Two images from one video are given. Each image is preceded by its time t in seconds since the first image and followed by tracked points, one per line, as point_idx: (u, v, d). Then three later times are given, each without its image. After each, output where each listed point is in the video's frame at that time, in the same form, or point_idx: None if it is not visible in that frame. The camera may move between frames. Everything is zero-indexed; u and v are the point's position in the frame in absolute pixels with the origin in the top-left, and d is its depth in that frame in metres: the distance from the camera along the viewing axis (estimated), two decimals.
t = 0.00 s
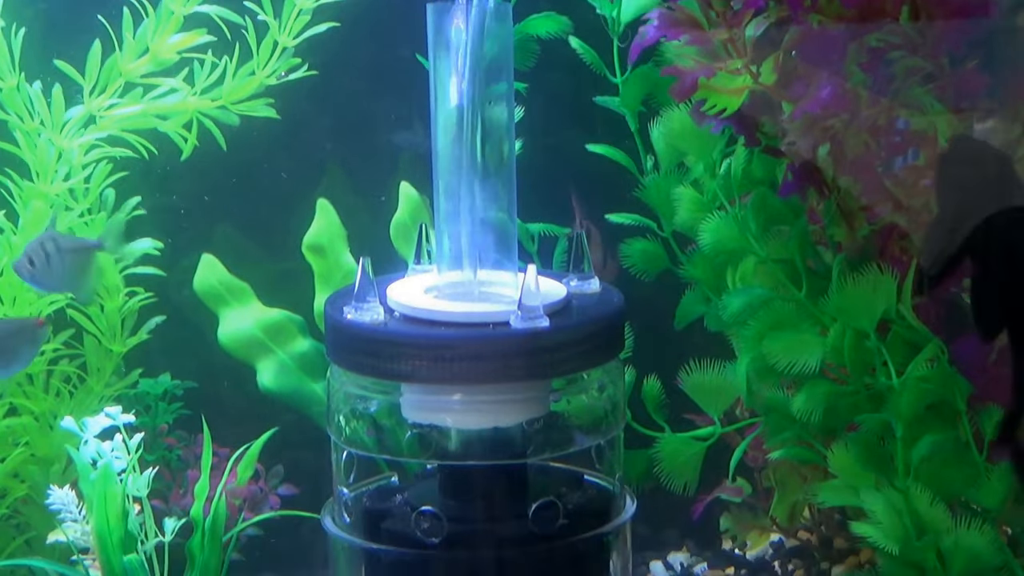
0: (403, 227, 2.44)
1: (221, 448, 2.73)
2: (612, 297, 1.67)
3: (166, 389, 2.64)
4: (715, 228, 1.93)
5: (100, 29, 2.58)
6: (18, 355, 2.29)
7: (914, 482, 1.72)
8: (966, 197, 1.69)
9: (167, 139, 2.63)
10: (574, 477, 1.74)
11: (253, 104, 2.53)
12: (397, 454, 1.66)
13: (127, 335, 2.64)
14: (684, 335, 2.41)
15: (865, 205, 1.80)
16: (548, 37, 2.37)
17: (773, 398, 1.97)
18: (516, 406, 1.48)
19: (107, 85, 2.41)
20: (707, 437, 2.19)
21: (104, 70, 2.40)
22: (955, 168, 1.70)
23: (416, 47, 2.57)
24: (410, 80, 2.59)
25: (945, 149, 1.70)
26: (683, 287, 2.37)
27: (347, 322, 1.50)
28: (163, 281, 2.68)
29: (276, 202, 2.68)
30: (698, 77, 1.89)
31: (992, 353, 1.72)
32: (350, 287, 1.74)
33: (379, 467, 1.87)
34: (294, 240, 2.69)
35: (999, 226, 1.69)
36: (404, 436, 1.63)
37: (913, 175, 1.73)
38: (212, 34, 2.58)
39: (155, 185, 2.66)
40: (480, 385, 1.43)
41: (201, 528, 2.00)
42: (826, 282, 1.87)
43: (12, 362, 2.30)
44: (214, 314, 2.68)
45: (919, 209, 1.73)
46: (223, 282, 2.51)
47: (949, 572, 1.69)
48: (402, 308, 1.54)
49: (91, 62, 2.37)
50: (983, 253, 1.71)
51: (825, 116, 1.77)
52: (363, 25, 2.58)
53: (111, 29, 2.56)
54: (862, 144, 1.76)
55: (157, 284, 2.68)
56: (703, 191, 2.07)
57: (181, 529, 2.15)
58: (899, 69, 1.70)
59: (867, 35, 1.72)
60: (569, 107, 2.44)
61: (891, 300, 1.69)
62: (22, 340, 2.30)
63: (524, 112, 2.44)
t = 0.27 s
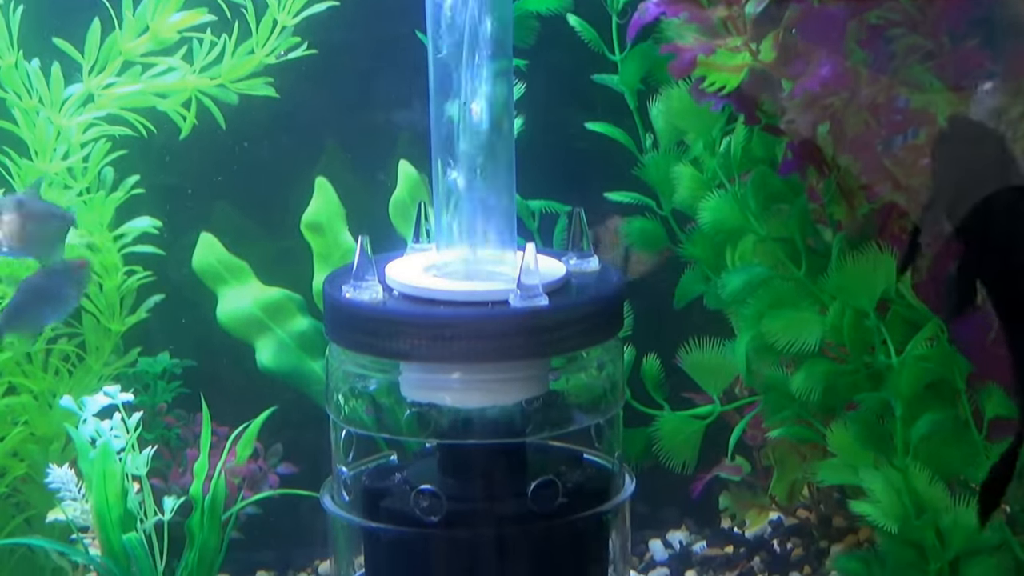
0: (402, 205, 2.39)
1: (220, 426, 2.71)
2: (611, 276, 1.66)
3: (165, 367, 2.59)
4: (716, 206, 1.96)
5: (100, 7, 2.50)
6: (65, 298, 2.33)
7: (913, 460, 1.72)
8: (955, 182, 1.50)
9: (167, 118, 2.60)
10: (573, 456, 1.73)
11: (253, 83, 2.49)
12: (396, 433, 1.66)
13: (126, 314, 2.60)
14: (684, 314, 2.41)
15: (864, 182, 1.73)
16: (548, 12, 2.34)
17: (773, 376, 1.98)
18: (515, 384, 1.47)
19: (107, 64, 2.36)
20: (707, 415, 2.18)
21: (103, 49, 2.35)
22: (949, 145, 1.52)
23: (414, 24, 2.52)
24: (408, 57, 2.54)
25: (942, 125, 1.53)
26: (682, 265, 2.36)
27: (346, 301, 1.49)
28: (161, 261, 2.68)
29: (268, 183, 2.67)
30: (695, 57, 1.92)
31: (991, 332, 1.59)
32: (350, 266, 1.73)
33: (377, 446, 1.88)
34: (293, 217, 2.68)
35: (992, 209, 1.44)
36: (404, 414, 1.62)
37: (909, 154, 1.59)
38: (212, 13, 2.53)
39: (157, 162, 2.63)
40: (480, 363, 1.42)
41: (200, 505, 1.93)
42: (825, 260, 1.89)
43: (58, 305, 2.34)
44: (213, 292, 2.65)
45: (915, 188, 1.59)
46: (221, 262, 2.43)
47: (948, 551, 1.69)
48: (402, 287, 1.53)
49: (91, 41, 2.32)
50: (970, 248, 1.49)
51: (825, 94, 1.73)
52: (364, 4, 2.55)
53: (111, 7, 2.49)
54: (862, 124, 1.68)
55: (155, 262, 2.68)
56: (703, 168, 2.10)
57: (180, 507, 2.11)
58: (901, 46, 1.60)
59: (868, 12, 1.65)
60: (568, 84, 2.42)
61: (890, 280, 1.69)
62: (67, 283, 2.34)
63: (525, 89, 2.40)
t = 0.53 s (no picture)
0: (401, 184, 2.36)
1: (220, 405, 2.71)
2: (611, 256, 1.65)
3: (164, 348, 2.52)
4: (715, 185, 1.94)
5: None
6: (112, 245, 2.21)
7: (912, 442, 1.72)
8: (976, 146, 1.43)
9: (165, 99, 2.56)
10: (572, 437, 1.73)
11: (251, 63, 2.44)
12: (396, 413, 1.65)
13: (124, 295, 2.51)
14: (683, 295, 2.42)
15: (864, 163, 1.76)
16: None
17: (772, 357, 1.97)
18: (514, 365, 1.47)
19: (106, 43, 2.31)
20: (707, 396, 2.17)
21: (102, 29, 2.31)
22: (959, 121, 1.48)
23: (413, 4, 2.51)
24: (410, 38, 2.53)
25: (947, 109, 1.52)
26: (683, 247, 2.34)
27: (345, 282, 1.49)
28: (158, 241, 2.65)
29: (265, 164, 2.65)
30: (697, 33, 1.90)
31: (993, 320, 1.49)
32: (348, 247, 1.72)
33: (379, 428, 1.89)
34: (292, 198, 2.66)
35: (994, 193, 1.34)
36: (403, 394, 1.62)
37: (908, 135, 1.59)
38: None
39: (152, 143, 2.60)
40: (479, 344, 1.41)
41: (201, 486, 1.88)
42: (825, 241, 1.91)
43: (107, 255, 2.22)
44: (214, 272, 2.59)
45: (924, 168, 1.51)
46: (220, 242, 2.41)
47: (948, 531, 1.72)
48: (400, 268, 1.52)
49: (88, 20, 2.28)
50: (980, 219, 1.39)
51: (825, 74, 1.75)
52: None
53: None
54: (862, 104, 1.70)
55: (153, 242, 2.65)
56: (704, 149, 2.08)
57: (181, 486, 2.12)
58: (903, 27, 1.66)
59: None
60: (568, 65, 2.40)
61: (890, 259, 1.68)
62: (114, 231, 2.22)
63: (524, 70, 2.38)
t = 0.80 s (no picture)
0: (400, 163, 2.35)
1: (220, 386, 2.67)
2: (611, 236, 1.64)
3: (164, 328, 2.45)
4: (715, 164, 1.93)
5: None
6: (156, 198, 2.27)
7: (912, 421, 1.72)
8: (981, 134, 1.40)
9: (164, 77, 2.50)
10: (571, 417, 1.73)
11: (249, 41, 2.41)
12: (395, 393, 1.64)
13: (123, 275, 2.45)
14: (685, 274, 2.42)
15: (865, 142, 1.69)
16: None
17: (772, 337, 1.97)
18: (514, 345, 1.46)
19: (103, 22, 2.27)
20: (708, 375, 2.16)
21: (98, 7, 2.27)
22: (963, 105, 1.44)
23: None
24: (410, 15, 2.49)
25: (951, 87, 1.47)
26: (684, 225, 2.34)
27: (345, 261, 1.48)
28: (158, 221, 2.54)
29: (265, 142, 2.60)
30: (698, 11, 1.90)
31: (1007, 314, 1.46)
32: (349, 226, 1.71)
33: (376, 407, 1.92)
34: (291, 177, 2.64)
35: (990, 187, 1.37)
36: (403, 374, 1.61)
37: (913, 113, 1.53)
38: None
39: (150, 122, 2.53)
40: (479, 323, 1.41)
41: (201, 465, 1.88)
42: (827, 220, 1.91)
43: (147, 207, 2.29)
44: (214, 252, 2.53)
45: (922, 156, 1.46)
46: (219, 221, 2.36)
47: (946, 511, 1.73)
48: (400, 247, 1.51)
49: None
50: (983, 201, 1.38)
51: (829, 52, 1.72)
52: None
53: None
54: (864, 82, 1.66)
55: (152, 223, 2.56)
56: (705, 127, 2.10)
57: (181, 466, 2.12)
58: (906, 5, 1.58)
59: None
60: (570, 42, 2.37)
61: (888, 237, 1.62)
62: (157, 182, 2.29)
63: (525, 48, 2.35)
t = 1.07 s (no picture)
0: (399, 140, 2.32)
1: (220, 361, 2.63)
2: (611, 214, 1.62)
3: (162, 307, 2.37)
4: (716, 140, 1.91)
5: None
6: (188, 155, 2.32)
7: (912, 399, 1.73)
8: (981, 112, 1.46)
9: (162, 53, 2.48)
10: (570, 394, 1.73)
11: (246, 18, 2.37)
12: (394, 370, 1.67)
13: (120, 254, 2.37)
14: (684, 252, 2.41)
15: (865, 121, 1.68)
16: None
17: (772, 315, 1.96)
18: (513, 323, 1.46)
19: None
20: (708, 353, 2.15)
21: None
22: (966, 80, 1.47)
23: None
24: None
25: (955, 64, 1.49)
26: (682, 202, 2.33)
27: (343, 239, 1.46)
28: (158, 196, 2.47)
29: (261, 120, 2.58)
30: None
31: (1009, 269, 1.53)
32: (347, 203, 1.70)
33: (374, 385, 1.93)
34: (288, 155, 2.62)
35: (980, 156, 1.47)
36: (402, 352, 1.65)
37: (915, 90, 1.53)
38: None
39: (149, 99, 2.50)
40: (478, 301, 1.40)
41: (200, 444, 1.86)
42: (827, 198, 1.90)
43: (179, 162, 2.34)
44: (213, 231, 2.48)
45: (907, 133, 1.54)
46: (217, 199, 2.31)
47: (946, 489, 1.73)
48: (398, 225, 1.49)
49: None
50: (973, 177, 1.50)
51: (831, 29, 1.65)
52: None
53: None
54: (867, 59, 1.60)
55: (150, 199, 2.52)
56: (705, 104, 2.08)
57: (180, 444, 2.12)
58: None
59: None
60: (570, 18, 2.34)
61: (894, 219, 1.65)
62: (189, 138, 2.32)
63: (525, 24, 2.32)
